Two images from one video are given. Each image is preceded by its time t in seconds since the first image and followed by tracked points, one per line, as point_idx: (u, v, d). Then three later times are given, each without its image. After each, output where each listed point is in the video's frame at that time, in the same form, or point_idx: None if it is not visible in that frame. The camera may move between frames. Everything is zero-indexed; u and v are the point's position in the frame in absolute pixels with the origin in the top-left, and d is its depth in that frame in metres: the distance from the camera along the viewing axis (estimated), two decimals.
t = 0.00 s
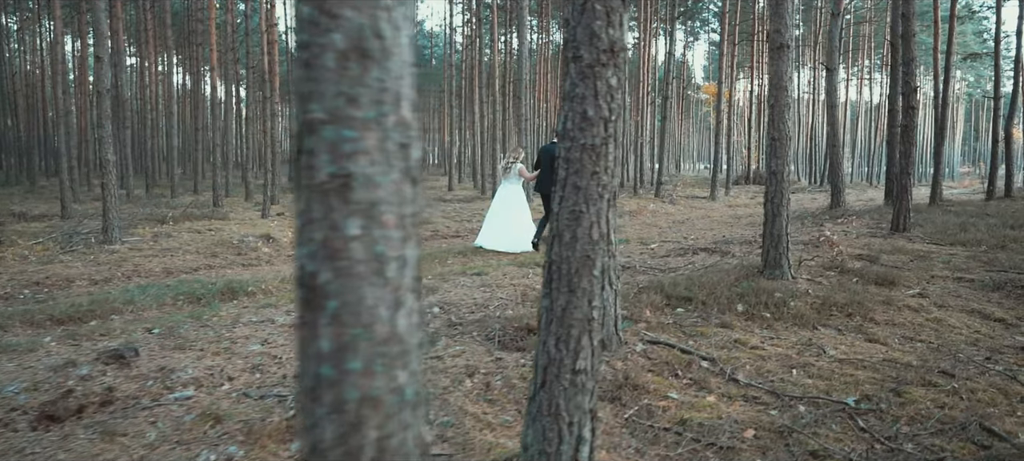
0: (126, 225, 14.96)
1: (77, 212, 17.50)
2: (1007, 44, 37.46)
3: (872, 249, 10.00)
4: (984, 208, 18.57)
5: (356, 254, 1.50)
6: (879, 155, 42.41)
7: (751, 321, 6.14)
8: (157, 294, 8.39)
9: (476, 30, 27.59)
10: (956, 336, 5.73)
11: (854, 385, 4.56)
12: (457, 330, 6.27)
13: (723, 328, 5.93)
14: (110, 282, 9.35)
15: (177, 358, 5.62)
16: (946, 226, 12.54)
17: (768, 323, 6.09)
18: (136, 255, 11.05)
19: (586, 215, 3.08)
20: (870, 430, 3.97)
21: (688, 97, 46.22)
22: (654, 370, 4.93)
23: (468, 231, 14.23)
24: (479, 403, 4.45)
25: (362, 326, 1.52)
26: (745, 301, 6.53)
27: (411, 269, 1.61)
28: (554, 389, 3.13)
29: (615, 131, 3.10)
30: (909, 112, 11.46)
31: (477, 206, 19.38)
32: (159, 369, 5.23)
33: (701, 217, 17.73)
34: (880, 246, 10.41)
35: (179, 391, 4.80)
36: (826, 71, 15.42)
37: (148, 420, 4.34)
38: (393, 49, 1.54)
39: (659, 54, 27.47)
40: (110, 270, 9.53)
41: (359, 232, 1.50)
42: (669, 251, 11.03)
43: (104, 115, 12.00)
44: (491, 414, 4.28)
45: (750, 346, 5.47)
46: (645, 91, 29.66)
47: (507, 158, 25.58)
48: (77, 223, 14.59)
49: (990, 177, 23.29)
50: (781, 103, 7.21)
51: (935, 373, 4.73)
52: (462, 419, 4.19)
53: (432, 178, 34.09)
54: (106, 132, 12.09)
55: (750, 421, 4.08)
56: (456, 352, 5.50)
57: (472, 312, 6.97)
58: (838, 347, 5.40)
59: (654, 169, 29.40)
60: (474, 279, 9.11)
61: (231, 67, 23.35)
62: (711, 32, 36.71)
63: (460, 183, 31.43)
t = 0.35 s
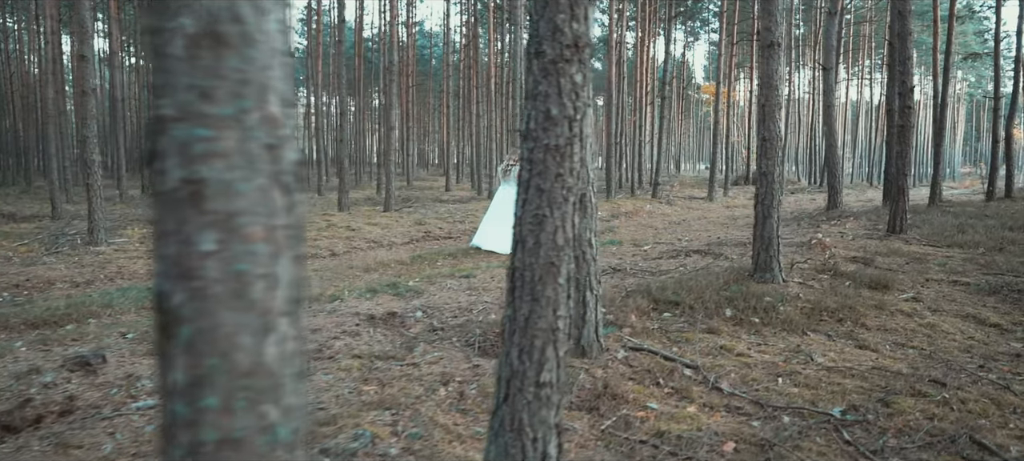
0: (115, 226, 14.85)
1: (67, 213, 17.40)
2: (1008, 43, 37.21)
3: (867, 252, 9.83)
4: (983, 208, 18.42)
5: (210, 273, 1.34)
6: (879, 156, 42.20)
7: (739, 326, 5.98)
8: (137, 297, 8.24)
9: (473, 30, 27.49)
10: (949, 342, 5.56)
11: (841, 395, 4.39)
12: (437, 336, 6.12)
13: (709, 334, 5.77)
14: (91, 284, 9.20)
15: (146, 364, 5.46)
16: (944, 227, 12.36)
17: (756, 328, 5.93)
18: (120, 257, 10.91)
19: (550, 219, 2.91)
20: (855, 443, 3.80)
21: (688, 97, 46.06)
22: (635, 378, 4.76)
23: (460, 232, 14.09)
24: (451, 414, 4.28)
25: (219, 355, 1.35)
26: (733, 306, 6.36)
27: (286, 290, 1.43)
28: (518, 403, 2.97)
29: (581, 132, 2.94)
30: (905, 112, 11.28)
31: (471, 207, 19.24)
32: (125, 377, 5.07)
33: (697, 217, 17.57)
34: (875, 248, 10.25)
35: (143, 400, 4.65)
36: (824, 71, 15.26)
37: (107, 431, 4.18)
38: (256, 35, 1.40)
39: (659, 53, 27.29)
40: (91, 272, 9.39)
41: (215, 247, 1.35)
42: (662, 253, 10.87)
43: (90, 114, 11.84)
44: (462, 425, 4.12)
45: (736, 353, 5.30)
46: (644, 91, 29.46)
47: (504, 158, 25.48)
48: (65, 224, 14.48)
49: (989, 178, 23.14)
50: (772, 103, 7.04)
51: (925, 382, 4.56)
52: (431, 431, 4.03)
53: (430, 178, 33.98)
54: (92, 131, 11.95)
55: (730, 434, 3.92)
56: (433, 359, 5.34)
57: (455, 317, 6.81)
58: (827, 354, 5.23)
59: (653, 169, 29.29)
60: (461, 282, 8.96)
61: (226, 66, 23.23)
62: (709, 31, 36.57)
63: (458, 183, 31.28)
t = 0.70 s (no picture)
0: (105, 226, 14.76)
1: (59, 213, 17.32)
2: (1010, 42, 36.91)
3: (863, 254, 9.65)
4: (982, 209, 18.19)
5: (13, 294, 1.35)
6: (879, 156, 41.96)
7: (726, 331, 5.80)
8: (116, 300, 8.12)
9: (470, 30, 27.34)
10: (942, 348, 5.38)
11: (827, 404, 4.22)
12: (416, 341, 5.95)
13: (695, 339, 5.60)
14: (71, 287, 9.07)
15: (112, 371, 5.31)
16: (942, 229, 12.15)
17: (744, 333, 5.75)
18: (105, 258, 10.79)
19: (509, 223, 2.74)
20: (839, 456, 3.63)
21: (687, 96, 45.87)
22: (615, 386, 4.59)
23: (452, 234, 13.92)
24: (420, 424, 4.11)
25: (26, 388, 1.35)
26: (721, 310, 6.19)
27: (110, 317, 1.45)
28: (476, 418, 2.82)
29: (543, 130, 2.77)
30: (902, 111, 11.08)
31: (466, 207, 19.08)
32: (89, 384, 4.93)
33: (693, 218, 17.38)
34: (871, 249, 10.07)
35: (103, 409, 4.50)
36: (821, 70, 15.07)
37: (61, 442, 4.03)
38: (71, 37, 1.41)
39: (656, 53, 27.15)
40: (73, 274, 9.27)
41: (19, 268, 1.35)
42: (654, 254, 10.70)
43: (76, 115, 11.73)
44: (431, 436, 3.95)
45: (722, 359, 5.12)
46: (642, 90, 29.23)
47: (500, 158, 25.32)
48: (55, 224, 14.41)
49: (989, 178, 22.93)
50: (762, 101, 6.86)
51: (916, 391, 4.39)
52: (398, 442, 3.86)
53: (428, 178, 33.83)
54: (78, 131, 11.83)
55: (710, 446, 3.75)
56: (409, 365, 5.18)
57: (436, 321, 6.65)
58: (815, 361, 5.06)
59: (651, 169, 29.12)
60: (448, 284, 8.81)
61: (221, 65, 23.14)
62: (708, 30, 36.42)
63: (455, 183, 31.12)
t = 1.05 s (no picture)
0: (93, 228, 14.67)
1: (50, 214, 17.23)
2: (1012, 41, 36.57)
3: (858, 256, 9.47)
4: (984, 210, 17.99)
5: None
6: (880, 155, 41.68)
7: (712, 337, 5.62)
8: (93, 305, 7.99)
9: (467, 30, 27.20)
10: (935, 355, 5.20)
11: (811, 416, 4.04)
12: (393, 347, 5.78)
13: (679, 346, 5.42)
14: (50, 291, 8.96)
15: (75, 380, 5.17)
16: (941, 230, 11.95)
17: (730, 339, 5.56)
18: (88, 262, 10.69)
19: (461, 229, 2.55)
20: None
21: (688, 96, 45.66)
22: (592, 396, 4.41)
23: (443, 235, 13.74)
24: (385, 436, 3.93)
25: None
26: (708, 315, 6.01)
27: None
28: (427, 436, 2.64)
29: (497, 129, 2.58)
30: (899, 111, 10.86)
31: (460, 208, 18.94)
32: (47, 393, 4.78)
33: (690, 219, 17.20)
34: (867, 251, 9.88)
35: (57, 420, 4.35)
36: (818, 68, 14.86)
37: (9, 455, 3.86)
38: None
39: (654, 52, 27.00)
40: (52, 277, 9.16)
41: None
42: (645, 256, 10.53)
43: (59, 116, 11.62)
44: (394, 450, 3.77)
45: (705, 367, 4.93)
46: (641, 90, 29.03)
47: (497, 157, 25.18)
48: (43, 226, 14.32)
49: (991, 179, 22.70)
50: (752, 100, 6.66)
51: (905, 402, 4.21)
52: (359, 456, 3.69)
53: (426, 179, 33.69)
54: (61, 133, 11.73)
55: None
56: (381, 374, 5.01)
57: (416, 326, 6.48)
58: (803, 369, 4.87)
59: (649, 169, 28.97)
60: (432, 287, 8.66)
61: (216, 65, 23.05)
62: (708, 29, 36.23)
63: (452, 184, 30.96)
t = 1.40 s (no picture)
0: (84, 230, 14.58)
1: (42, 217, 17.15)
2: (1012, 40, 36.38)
3: (852, 259, 9.33)
4: (982, 212, 17.84)
5: None
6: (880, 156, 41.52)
7: (696, 345, 5.48)
8: (73, 309, 7.88)
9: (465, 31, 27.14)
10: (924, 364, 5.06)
11: (792, 429, 3.91)
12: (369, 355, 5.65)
13: (661, 354, 5.29)
14: (32, 295, 8.86)
15: (42, 389, 5.05)
16: (937, 232, 11.81)
17: (715, 347, 5.42)
18: (73, 264, 10.58)
19: (410, 239, 2.42)
20: None
21: (688, 96, 45.54)
22: (568, 407, 4.28)
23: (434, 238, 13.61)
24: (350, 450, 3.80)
25: None
26: (694, 322, 5.87)
27: None
28: (375, 457, 2.51)
29: (450, 133, 2.46)
30: (894, 112, 10.72)
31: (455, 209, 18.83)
32: (9, 404, 4.66)
33: (685, 221, 17.08)
34: (860, 255, 9.73)
35: (16, 433, 4.23)
36: (813, 69, 14.71)
37: None
38: None
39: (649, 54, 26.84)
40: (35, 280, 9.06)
41: None
42: (637, 259, 10.40)
43: (45, 117, 11.52)
44: None
45: (686, 376, 4.81)
46: (638, 91, 28.91)
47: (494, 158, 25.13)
48: (33, 227, 14.23)
49: (991, 180, 22.52)
50: (740, 101, 6.52)
51: (890, 414, 4.08)
52: None
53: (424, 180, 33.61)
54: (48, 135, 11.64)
55: None
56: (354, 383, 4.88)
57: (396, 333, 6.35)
58: (786, 378, 4.74)
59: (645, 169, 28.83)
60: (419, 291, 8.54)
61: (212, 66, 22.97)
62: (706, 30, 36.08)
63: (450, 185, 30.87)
